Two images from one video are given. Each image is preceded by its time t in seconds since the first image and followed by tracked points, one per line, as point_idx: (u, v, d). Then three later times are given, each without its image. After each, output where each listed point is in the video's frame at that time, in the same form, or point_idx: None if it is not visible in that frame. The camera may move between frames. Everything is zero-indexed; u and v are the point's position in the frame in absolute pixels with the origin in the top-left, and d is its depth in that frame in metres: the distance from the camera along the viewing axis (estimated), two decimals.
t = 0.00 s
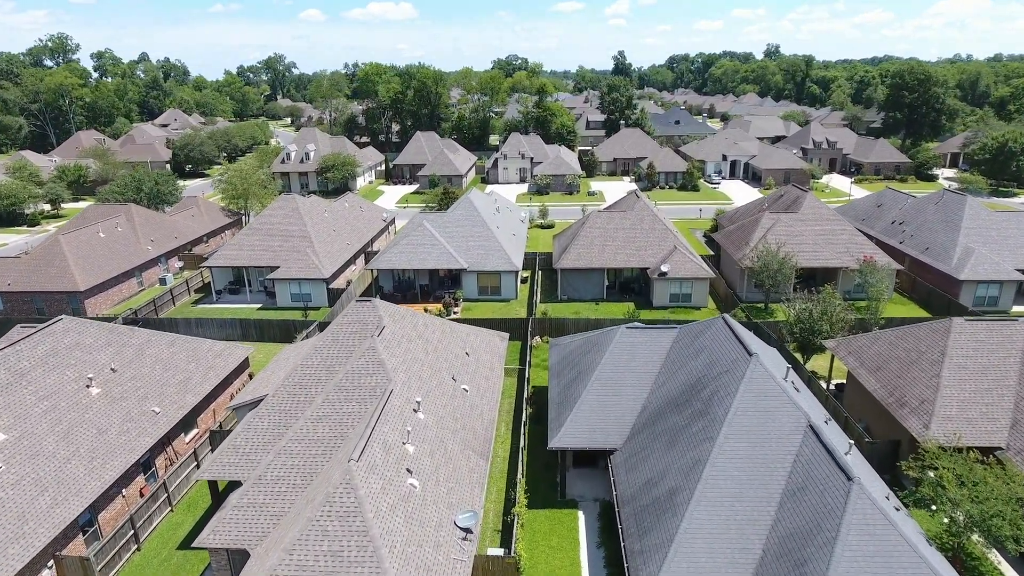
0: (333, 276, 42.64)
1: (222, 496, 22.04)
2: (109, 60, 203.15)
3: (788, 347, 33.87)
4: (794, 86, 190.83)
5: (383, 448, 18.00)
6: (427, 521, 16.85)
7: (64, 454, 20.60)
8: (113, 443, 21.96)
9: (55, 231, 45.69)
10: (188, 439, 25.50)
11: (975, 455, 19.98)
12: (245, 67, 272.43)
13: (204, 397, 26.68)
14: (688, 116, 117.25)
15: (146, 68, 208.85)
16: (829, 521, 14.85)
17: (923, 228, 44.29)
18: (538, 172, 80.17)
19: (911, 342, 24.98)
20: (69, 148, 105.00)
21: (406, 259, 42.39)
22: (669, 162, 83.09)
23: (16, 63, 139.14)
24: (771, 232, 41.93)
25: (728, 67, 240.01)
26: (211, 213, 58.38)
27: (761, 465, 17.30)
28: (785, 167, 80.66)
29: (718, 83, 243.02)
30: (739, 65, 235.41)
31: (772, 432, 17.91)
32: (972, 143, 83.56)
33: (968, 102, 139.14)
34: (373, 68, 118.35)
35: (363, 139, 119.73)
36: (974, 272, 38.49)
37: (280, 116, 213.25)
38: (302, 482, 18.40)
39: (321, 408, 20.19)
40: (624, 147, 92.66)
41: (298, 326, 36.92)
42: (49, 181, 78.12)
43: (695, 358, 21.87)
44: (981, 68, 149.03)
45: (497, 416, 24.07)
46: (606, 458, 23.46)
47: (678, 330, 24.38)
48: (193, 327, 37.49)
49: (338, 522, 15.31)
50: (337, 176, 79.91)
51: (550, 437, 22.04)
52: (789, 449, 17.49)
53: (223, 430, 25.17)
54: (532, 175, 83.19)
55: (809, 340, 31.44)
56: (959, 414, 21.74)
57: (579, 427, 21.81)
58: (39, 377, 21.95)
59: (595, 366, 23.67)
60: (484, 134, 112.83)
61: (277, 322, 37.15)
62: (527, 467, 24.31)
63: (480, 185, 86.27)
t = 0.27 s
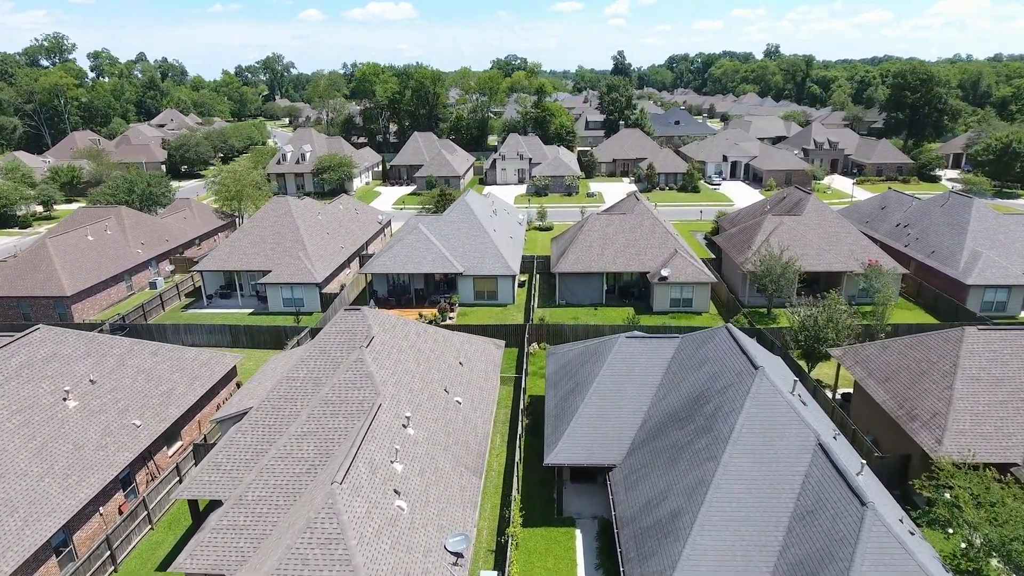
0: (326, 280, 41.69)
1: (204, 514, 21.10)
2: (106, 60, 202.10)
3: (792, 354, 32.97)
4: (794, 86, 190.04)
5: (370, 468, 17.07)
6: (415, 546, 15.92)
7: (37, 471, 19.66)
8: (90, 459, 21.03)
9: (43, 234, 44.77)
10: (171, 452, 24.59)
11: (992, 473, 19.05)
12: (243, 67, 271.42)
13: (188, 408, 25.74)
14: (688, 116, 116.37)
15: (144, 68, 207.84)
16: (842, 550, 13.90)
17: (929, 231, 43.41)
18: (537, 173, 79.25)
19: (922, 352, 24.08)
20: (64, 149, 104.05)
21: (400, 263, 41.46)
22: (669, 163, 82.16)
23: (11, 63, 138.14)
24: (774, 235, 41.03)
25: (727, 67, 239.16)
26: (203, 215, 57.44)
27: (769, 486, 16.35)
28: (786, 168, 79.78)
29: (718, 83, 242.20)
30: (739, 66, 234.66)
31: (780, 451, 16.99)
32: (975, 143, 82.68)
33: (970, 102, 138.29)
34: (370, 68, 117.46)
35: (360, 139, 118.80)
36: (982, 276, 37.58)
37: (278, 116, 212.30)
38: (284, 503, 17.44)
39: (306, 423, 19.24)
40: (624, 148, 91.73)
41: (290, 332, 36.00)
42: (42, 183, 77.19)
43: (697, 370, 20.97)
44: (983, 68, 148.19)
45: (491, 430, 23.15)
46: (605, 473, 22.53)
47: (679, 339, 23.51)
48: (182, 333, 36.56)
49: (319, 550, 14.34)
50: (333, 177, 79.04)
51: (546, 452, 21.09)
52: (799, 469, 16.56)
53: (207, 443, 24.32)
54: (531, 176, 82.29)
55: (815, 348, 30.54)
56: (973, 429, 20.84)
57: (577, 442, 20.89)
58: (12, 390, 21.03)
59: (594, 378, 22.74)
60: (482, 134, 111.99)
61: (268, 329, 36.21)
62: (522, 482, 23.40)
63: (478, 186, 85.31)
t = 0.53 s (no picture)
0: (318, 285, 40.61)
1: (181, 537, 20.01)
2: (102, 59, 200.85)
3: (797, 363, 31.90)
4: (795, 86, 189.07)
5: (352, 493, 16.00)
6: None
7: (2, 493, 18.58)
8: (60, 479, 19.94)
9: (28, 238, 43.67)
10: (149, 469, 23.51)
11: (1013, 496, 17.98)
12: (242, 66, 270.23)
13: (168, 422, 24.66)
14: (688, 116, 115.34)
15: (141, 67, 206.67)
16: None
17: (936, 234, 42.38)
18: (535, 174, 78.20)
19: (935, 364, 23.01)
20: (57, 149, 102.92)
21: (394, 268, 40.38)
22: (670, 164, 81.11)
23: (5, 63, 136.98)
24: (778, 239, 39.98)
25: (728, 67, 238.05)
26: (195, 217, 56.33)
27: (778, 514, 15.26)
28: (788, 169, 78.75)
29: (718, 83, 241.21)
30: (739, 65, 233.71)
31: (791, 476, 15.91)
32: (979, 144, 81.64)
33: (972, 102, 137.26)
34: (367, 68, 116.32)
35: (358, 139, 117.72)
36: (992, 282, 36.52)
37: (276, 116, 211.21)
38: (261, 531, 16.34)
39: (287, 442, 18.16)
40: (624, 149, 90.66)
41: (279, 340, 34.92)
42: (33, 184, 76.09)
43: (701, 386, 19.90)
44: (985, 68, 147.15)
45: (484, 446, 22.09)
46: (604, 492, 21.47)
47: (682, 351, 22.46)
48: (168, 341, 35.48)
49: None
50: (329, 178, 78.04)
51: (542, 472, 20.00)
52: (811, 496, 15.46)
53: (187, 459, 23.26)
54: (529, 177, 81.25)
55: (822, 358, 29.47)
56: (991, 447, 19.78)
57: (574, 460, 19.82)
58: None
59: (592, 392, 21.67)
60: (481, 134, 111.02)
61: (256, 335, 35.13)
62: (517, 501, 22.35)
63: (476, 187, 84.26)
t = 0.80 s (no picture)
0: (310, 290, 39.71)
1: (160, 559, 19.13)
2: (99, 59, 199.87)
3: (802, 372, 31.00)
4: (795, 86, 188.32)
5: (335, 520, 15.06)
6: None
7: None
8: (32, 498, 19.04)
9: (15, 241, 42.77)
10: (129, 485, 22.62)
11: None
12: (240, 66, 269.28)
13: (151, 435, 23.78)
14: (688, 116, 114.38)
15: (138, 67, 205.74)
16: None
17: (942, 237, 41.50)
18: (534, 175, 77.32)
19: (948, 377, 22.07)
20: (51, 150, 101.96)
21: (388, 272, 39.45)
22: (670, 165, 80.15)
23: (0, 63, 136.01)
24: (781, 243, 39.09)
25: (728, 67, 237.18)
26: (188, 219, 55.38)
27: (788, 542, 14.32)
28: (790, 170, 77.88)
29: (718, 83, 240.45)
30: (739, 65, 232.95)
31: (801, 501, 14.97)
32: (983, 145, 80.76)
33: (974, 102, 136.37)
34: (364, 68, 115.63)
35: (355, 140, 116.81)
36: (1001, 287, 35.62)
37: (274, 116, 210.26)
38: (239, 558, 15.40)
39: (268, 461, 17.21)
40: (623, 149, 89.75)
41: (269, 347, 33.98)
42: (25, 186, 75.13)
43: (704, 401, 18.98)
44: (987, 67, 146.25)
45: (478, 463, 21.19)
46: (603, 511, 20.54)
47: (685, 363, 21.55)
48: (156, 348, 34.56)
49: None
50: (325, 179, 77.24)
51: (537, 490, 19.05)
52: (823, 523, 14.51)
53: (169, 476, 22.38)
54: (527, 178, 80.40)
55: (828, 367, 28.55)
56: (1009, 465, 18.85)
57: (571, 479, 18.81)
58: None
59: (591, 406, 20.73)
60: (479, 135, 110.19)
61: (246, 342, 34.23)
62: (513, 519, 21.40)
63: (474, 189, 83.39)
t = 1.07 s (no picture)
0: (301, 296, 38.63)
1: None
2: (96, 59, 198.57)
3: (808, 383, 29.93)
4: (796, 86, 187.39)
5: (313, 555, 14.01)
6: None
7: None
8: None
9: None
10: (105, 506, 21.54)
11: None
12: (238, 66, 268.05)
13: (129, 453, 22.72)
14: (688, 116, 113.29)
15: (136, 67, 204.53)
16: None
17: (950, 241, 40.47)
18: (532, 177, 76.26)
19: (964, 392, 21.03)
20: (44, 151, 100.78)
21: (382, 278, 38.37)
22: (670, 167, 79.06)
23: None
24: (785, 247, 38.03)
25: (728, 66, 236.18)
26: (178, 222, 54.27)
27: None
28: (792, 171, 76.82)
29: (718, 83, 239.56)
30: (739, 65, 232.12)
31: (814, 534, 13.88)
32: (987, 146, 79.73)
33: (976, 102, 135.32)
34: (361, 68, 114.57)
35: (352, 140, 115.68)
36: (1012, 293, 34.57)
37: (272, 116, 209.08)
38: None
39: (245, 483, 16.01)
40: (623, 150, 88.68)
41: (257, 355, 32.89)
42: (16, 188, 73.97)
43: (709, 421, 17.94)
44: (988, 67, 145.30)
45: (470, 484, 20.12)
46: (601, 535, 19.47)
47: (688, 379, 20.51)
48: (140, 356, 33.47)
49: None
50: (321, 181, 76.12)
51: (532, 515, 17.96)
52: (839, 559, 13.42)
53: (146, 496, 21.32)
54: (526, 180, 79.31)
55: (836, 379, 27.45)
56: None
57: (567, 503, 17.73)
58: None
59: (589, 424, 19.65)
60: (477, 136, 109.11)
61: (233, 351, 33.14)
62: (507, 543, 20.33)
63: (471, 190, 82.30)
